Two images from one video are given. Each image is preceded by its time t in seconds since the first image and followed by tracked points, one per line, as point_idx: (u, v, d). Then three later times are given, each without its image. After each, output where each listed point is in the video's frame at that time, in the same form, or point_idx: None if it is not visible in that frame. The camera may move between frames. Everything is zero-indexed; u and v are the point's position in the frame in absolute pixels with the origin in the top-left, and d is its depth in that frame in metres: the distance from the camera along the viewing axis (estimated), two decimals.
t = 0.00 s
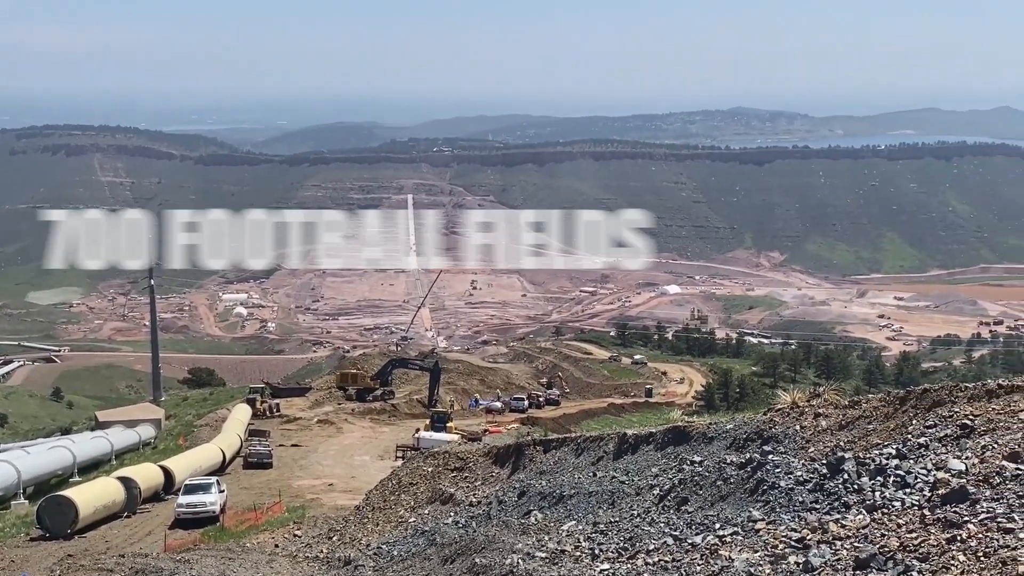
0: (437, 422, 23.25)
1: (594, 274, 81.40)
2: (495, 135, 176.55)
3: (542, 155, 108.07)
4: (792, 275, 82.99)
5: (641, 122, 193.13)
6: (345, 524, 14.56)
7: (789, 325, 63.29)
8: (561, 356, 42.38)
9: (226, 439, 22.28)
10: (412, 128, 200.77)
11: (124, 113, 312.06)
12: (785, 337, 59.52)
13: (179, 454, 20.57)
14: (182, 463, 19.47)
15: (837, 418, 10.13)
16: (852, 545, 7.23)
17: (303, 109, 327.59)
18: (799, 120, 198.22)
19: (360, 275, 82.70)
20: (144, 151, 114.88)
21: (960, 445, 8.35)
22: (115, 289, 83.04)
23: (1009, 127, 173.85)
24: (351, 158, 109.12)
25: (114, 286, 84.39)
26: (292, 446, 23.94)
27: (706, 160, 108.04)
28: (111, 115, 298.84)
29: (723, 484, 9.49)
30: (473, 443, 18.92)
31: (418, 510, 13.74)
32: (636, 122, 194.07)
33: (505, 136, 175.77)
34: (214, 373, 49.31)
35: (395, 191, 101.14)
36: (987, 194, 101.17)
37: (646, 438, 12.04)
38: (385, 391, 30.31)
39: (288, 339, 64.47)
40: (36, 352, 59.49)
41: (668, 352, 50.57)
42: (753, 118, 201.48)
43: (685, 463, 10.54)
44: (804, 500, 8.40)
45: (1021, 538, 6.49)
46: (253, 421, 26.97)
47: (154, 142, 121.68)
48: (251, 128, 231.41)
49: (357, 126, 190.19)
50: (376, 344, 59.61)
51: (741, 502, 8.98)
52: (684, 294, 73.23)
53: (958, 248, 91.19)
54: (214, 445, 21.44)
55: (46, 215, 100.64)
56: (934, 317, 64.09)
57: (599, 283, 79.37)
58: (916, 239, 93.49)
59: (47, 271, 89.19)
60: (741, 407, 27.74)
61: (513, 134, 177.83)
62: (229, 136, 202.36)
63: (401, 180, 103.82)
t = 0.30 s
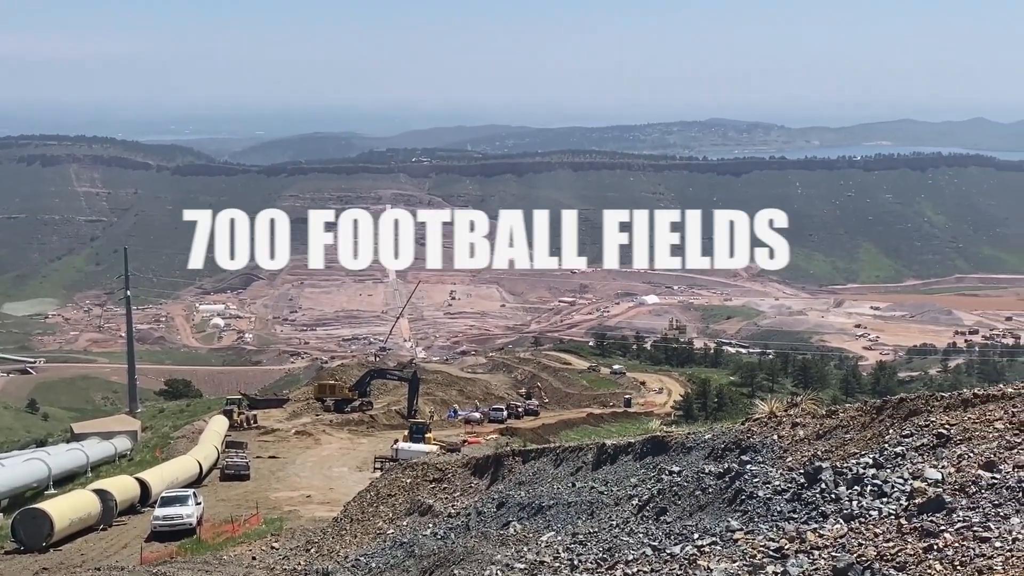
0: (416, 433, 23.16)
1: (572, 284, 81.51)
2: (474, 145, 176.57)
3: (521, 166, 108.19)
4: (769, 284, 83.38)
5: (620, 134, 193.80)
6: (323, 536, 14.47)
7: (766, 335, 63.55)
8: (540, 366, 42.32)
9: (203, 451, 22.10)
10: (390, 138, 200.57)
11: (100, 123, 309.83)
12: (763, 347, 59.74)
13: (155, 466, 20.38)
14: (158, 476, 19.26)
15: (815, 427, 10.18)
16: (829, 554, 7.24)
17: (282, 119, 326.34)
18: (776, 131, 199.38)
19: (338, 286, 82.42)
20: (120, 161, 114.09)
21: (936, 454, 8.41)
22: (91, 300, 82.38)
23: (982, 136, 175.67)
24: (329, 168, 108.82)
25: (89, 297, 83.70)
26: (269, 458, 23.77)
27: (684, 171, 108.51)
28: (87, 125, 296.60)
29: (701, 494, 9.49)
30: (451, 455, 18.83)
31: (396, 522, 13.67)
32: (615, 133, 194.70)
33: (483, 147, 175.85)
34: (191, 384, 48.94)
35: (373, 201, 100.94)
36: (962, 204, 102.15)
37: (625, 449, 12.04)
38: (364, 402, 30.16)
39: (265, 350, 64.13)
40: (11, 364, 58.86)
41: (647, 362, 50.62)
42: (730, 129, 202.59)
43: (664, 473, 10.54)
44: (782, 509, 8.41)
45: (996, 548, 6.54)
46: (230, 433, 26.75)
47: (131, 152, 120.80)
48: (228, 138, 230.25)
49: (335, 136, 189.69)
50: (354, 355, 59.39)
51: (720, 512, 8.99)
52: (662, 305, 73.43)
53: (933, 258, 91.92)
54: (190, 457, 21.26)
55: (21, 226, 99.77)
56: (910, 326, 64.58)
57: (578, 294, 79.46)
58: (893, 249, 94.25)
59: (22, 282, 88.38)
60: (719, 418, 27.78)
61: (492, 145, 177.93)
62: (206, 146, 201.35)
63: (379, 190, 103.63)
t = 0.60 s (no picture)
0: (394, 444, 23.08)
1: (551, 295, 81.60)
2: (452, 155, 176.60)
3: (500, 176, 108.33)
4: (747, 294, 83.76)
5: (599, 144, 194.43)
6: (301, 548, 14.39)
7: (745, 345, 63.78)
8: (519, 377, 42.28)
9: (180, 463, 21.89)
10: (369, 148, 200.32)
11: (75, 134, 307.57)
12: (741, 357, 59.95)
13: (130, 479, 20.17)
14: (134, 488, 19.08)
15: (793, 437, 10.23)
16: (807, 564, 7.26)
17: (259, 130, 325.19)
18: (753, 141, 200.67)
19: (316, 297, 82.16)
20: (97, 171, 113.31)
21: (912, 463, 8.46)
22: (67, 312, 81.65)
23: (957, 147, 177.37)
24: (307, 179, 108.55)
25: (65, 308, 82.98)
26: (247, 470, 23.62)
27: (662, 181, 108.97)
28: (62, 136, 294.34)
29: (679, 505, 9.50)
30: (429, 466, 18.78)
31: (375, 533, 13.62)
32: (593, 144, 195.35)
33: (462, 157, 175.84)
34: (167, 396, 48.59)
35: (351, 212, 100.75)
36: (937, 214, 103.08)
37: (604, 458, 12.06)
38: (342, 413, 30.03)
39: (242, 361, 63.80)
40: None
41: (626, 372, 50.68)
42: (708, 140, 203.67)
43: (642, 484, 10.55)
44: (761, 519, 8.42)
45: (972, 556, 6.59)
46: (207, 444, 26.57)
47: (107, 162, 119.87)
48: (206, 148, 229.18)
49: (313, 147, 189.26)
50: (332, 366, 59.19)
51: (698, 522, 9.01)
52: (641, 315, 73.60)
53: (909, 269, 92.62)
54: (167, 469, 21.07)
55: None
56: (886, 337, 65.00)
57: (557, 304, 79.54)
58: (869, 259, 94.91)
59: None
60: (698, 428, 27.82)
61: (470, 155, 177.90)
62: (183, 156, 200.40)
63: (358, 201, 103.46)
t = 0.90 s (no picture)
0: (375, 453, 23.01)
1: (532, 304, 81.66)
2: (433, 165, 176.40)
3: (481, 186, 108.45)
4: (727, 303, 84.12)
5: (579, 154, 194.90)
6: (281, 559, 14.27)
7: (725, 353, 64.05)
8: (500, 386, 42.24)
9: (159, 473, 21.72)
10: (349, 157, 199.89)
11: (53, 142, 305.40)
12: (721, 365, 60.18)
13: (109, 490, 20.01)
14: (113, 499, 18.91)
15: (773, 445, 10.26)
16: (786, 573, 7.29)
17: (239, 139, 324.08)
18: (732, 151, 201.65)
19: (297, 306, 81.88)
20: (75, 180, 112.55)
21: (891, 471, 8.50)
22: (45, 321, 80.96)
23: (934, 156, 178.77)
24: (287, 188, 108.26)
25: (43, 317, 82.28)
26: (227, 480, 23.47)
27: (643, 191, 109.31)
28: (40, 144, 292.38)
29: (660, 514, 9.51)
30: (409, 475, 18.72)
31: (355, 543, 13.54)
32: (574, 153, 195.78)
33: (443, 166, 175.79)
34: (147, 406, 48.25)
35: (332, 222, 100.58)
36: (915, 224, 103.87)
37: (585, 468, 12.05)
38: (322, 423, 29.93)
39: (222, 371, 63.47)
40: None
41: (606, 381, 50.76)
42: (688, 149, 204.47)
43: (623, 492, 10.55)
44: (740, 528, 8.44)
45: (951, 563, 6.62)
46: (186, 455, 26.39)
47: (86, 171, 119.11)
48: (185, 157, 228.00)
49: (293, 156, 188.62)
50: (313, 376, 58.96)
51: (679, 530, 9.01)
52: (621, 324, 73.79)
53: (888, 278, 93.30)
54: (146, 479, 20.90)
55: None
56: (865, 345, 65.40)
57: (538, 313, 79.60)
58: (847, 268, 95.52)
59: None
60: (679, 437, 27.90)
61: (452, 165, 177.85)
62: (163, 165, 199.24)
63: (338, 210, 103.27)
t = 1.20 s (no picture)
0: (352, 464, 22.89)
1: (510, 314, 81.63)
2: (411, 175, 176.07)
3: (459, 196, 108.39)
4: (704, 313, 84.42)
5: (557, 164, 195.19)
6: (257, 572, 14.15)
7: (703, 363, 64.23)
8: (478, 396, 42.14)
9: (134, 485, 21.50)
10: (327, 167, 199.31)
11: (27, 152, 302.86)
12: (699, 375, 60.32)
13: (84, 502, 19.79)
14: (88, 511, 18.71)
15: (749, 454, 10.29)
16: None
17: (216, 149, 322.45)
18: (709, 160, 202.51)
19: (273, 317, 81.48)
20: (49, 189, 111.60)
21: (868, 480, 8.53)
22: (18, 332, 80.14)
23: (908, 168, 180.16)
24: (264, 198, 107.83)
25: (16, 328, 81.43)
26: (203, 492, 23.27)
27: (620, 200, 109.59)
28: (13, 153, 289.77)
29: (637, 523, 9.52)
30: (386, 486, 18.61)
31: (332, 555, 13.46)
32: (552, 163, 196.06)
33: (421, 176, 175.53)
34: (122, 417, 47.83)
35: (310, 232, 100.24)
36: (890, 234, 104.66)
37: (563, 478, 12.03)
38: (299, 434, 29.73)
39: (198, 382, 63.01)
40: None
41: (584, 391, 50.78)
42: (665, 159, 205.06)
43: (602, 502, 10.53)
44: (718, 537, 8.45)
45: (928, 572, 6.65)
46: (161, 466, 26.13)
47: (60, 181, 117.95)
48: (161, 167, 226.46)
49: (271, 165, 187.88)
50: (289, 387, 58.66)
51: (656, 540, 9.01)
52: (599, 334, 73.89)
53: (863, 287, 93.93)
54: (121, 491, 20.70)
55: None
56: (841, 354, 65.78)
57: (516, 322, 79.58)
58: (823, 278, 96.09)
59: None
60: (657, 446, 27.91)
61: (430, 175, 177.61)
62: (138, 175, 197.88)
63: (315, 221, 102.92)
